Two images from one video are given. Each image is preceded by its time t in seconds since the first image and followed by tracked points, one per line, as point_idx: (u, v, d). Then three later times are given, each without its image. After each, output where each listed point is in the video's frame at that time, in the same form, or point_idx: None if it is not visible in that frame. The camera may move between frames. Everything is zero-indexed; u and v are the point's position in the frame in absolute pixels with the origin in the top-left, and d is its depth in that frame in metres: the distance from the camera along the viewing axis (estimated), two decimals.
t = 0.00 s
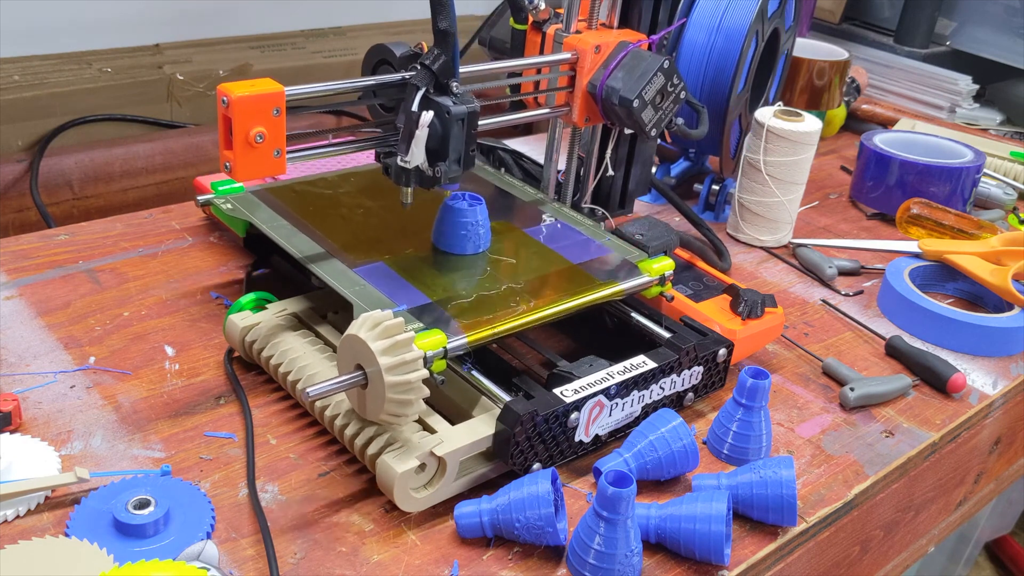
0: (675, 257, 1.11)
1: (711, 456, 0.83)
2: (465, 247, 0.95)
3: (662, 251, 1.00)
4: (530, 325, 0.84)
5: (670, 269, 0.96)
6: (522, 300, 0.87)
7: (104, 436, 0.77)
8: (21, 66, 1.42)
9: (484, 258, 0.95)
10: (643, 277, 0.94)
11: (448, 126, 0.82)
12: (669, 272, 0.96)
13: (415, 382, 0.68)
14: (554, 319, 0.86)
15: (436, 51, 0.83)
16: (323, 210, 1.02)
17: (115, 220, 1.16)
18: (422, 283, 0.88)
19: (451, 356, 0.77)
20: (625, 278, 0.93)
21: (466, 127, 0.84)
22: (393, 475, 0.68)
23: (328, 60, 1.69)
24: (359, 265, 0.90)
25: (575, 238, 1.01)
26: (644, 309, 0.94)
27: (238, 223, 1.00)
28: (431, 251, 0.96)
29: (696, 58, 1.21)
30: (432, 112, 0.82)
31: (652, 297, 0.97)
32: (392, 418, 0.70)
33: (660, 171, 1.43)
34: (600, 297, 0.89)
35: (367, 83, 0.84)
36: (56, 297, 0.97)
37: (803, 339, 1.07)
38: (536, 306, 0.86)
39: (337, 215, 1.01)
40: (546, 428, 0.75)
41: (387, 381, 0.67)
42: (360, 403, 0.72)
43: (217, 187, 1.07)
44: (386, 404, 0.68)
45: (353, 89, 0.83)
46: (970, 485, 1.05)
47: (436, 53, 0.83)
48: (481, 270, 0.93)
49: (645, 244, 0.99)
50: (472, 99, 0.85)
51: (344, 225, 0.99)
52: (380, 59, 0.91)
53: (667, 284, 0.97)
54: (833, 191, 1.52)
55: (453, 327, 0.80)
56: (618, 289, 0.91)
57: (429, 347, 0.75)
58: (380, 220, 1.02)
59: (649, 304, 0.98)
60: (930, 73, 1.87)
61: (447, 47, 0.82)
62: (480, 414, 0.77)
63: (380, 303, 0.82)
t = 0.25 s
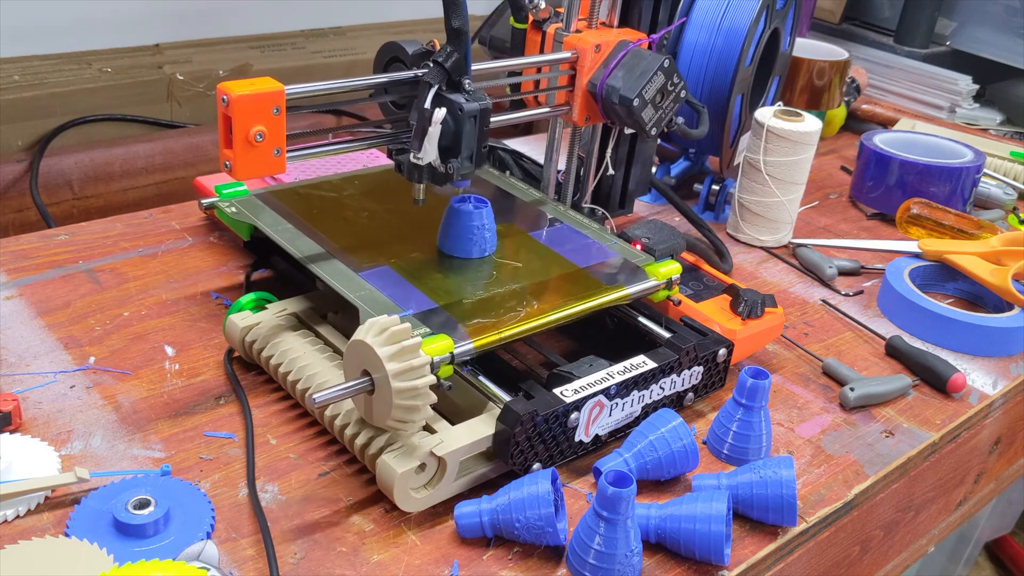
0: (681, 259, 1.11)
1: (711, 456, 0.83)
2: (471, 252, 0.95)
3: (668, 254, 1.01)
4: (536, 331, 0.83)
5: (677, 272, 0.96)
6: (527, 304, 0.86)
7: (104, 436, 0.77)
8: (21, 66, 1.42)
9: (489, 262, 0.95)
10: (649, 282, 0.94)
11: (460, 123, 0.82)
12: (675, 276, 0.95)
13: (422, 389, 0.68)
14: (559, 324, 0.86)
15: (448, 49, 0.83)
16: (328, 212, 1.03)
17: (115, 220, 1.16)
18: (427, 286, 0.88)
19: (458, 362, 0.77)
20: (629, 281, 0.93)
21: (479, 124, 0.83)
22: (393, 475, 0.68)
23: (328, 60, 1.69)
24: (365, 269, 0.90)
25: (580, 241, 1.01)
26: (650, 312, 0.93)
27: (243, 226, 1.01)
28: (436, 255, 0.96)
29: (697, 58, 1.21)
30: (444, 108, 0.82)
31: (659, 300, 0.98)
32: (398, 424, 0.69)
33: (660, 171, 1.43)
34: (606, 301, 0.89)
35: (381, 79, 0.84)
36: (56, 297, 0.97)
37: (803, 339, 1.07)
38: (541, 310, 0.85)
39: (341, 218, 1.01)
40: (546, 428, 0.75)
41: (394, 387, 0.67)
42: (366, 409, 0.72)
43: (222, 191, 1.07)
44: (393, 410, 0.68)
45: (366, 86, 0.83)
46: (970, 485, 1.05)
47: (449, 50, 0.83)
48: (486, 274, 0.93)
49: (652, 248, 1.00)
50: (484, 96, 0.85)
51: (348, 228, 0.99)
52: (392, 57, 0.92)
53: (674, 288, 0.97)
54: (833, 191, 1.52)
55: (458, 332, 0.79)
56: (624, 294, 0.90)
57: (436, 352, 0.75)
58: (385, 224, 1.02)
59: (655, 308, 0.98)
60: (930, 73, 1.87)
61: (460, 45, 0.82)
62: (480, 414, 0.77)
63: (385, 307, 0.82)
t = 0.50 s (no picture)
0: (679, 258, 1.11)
1: (711, 456, 0.83)
2: (469, 250, 0.95)
3: (666, 253, 1.00)
4: (534, 328, 0.83)
5: (675, 271, 0.96)
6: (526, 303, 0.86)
7: (104, 436, 0.77)
8: (21, 66, 1.42)
9: (487, 260, 0.95)
10: (648, 280, 0.94)
11: (471, 120, 0.82)
12: (673, 275, 0.95)
13: (420, 387, 0.68)
14: (557, 323, 0.86)
15: (459, 46, 0.83)
16: (327, 212, 1.02)
17: (115, 220, 1.15)
18: (425, 285, 0.88)
19: (456, 360, 0.77)
20: (628, 280, 0.93)
21: (489, 122, 0.83)
22: (393, 476, 0.68)
23: (328, 60, 1.69)
24: (363, 267, 0.90)
25: (578, 240, 1.01)
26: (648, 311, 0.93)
27: (241, 225, 1.00)
28: (434, 253, 0.96)
29: (696, 58, 1.21)
30: (455, 106, 0.82)
31: (656, 299, 0.97)
32: (397, 422, 0.69)
33: (660, 171, 1.43)
34: (605, 299, 0.89)
35: (392, 77, 0.84)
36: (56, 297, 0.97)
37: (803, 339, 1.07)
38: (539, 309, 0.85)
39: (339, 217, 1.01)
40: (546, 428, 0.75)
41: (391, 385, 0.67)
42: (365, 408, 0.72)
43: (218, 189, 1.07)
44: (391, 408, 0.67)
45: (377, 83, 0.84)
46: (970, 485, 1.05)
47: (459, 48, 0.83)
48: (484, 273, 0.93)
49: (649, 247, 0.99)
50: (495, 94, 0.85)
51: (347, 227, 0.99)
52: (403, 55, 0.94)
53: (672, 287, 0.97)
54: (833, 191, 1.52)
55: (458, 331, 0.80)
56: (623, 291, 0.91)
57: (433, 350, 0.75)
58: (383, 223, 1.02)
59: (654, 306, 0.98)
60: (930, 73, 1.87)
61: (471, 43, 0.83)
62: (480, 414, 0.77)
63: (384, 305, 0.82)
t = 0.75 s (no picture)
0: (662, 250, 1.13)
1: (711, 456, 0.83)
2: (449, 238, 0.95)
3: (644, 241, 1.01)
4: (511, 313, 0.85)
5: (652, 258, 0.98)
6: (506, 290, 0.87)
7: (104, 436, 0.77)
8: (21, 66, 1.41)
9: (468, 248, 0.96)
10: (625, 268, 0.96)
11: (460, 122, 0.82)
12: (650, 262, 0.97)
13: (396, 367, 0.69)
14: (535, 308, 0.87)
15: (449, 47, 0.82)
16: (311, 200, 1.03)
17: (115, 220, 1.15)
18: (406, 271, 0.89)
19: (433, 343, 0.78)
20: (606, 267, 0.95)
21: (479, 123, 0.84)
22: (393, 476, 0.68)
23: (328, 61, 1.69)
24: (344, 253, 0.90)
25: (560, 229, 1.03)
26: (627, 298, 0.95)
27: (226, 213, 1.04)
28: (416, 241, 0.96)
29: (697, 58, 1.21)
30: (445, 107, 0.82)
31: (634, 285, 1.00)
32: (375, 403, 0.70)
33: (660, 171, 1.43)
34: (583, 286, 0.91)
35: (381, 79, 0.84)
36: (56, 297, 0.97)
37: (803, 339, 1.07)
38: (519, 294, 0.86)
39: (325, 206, 1.02)
40: (546, 428, 0.75)
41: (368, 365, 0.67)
42: (343, 389, 0.72)
43: (206, 179, 1.08)
44: (368, 388, 0.68)
45: (366, 84, 0.84)
46: (970, 485, 1.05)
47: (449, 49, 0.82)
48: (467, 260, 0.93)
49: (628, 235, 1.00)
50: (485, 95, 0.85)
51: (332, 215, 1.00)
52: (392, 56, 0.92)
53: (649, 274, 0.99)
54: (833, 191, 1.52)
55: (434, 313, 0.81)
56: (601, 278, 0.93)
57: (411, 333, 0.75)
58: (367, 211, 1.02)
59: (631, 293, 1.00)
60: (930, 73, 1.87)
61: (460, 43, 0.82)
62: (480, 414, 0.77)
63: (364, 290, 0.83)
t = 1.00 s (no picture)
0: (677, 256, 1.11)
1: (711, 456, 0.83)
2: (465, 247, 0.95)
3: (662, 250, 1.00)
4: (530, 325, 0.84)
5: (670, 268, 0.96)
6: (521, 300, 0.87)
7: (104, 436, 0.77)
8: (21, 66, 1.41)
9: (484, 258, 0.96)
10: (643, 277, 0.94)
11: (449, 122, 0.82)
12: (668, 272, 0.96)
13: (415, 382, 0.68)
14: (553, 319, 0.86)
15: (437, 47, 0.82)
16: (323, 209, 1.02)
17: (115, 220, 1.15)
18: (422, 282, 0.89)
19: (450, 356, 0.77)
20: (623, 277, 0.93)
21: (468, 123, 0.83)
22: (393, 475, 0.68)
23: (328, 60, 1.69)
24: (360, 265, 0.90)
25: (575, 237, 1.02)
26: (644, 308, 0.93)
27: (238, 222, 1.01)
28: (430, 250, 0.96)
29: (697, 58, 1.20)
30: (433, 108, 0.82)
31: (652, 296, 0.97)
32: (392, 418, 0.70)
33: (660, 171, 1.43)
34: (599, 297, 0.89)
35: (369, 79, 0.84)
36: (56, 297, 0.97)
37: (803, 339, 1.07)
38: (535, 306, 0.86)
39: (337, 215, 1.01)
40: (546, 428, 0.75)
41: (387, 381, 0.67)
42: (360, 403, 0.72)
43: (217, 187, 1.07)
44: (386, 404, 0.68)
45: (354, 85, 0.83)
46: (970, 485, 1.05)
47: (437, 48, 0.82)
48: (481, 270, 0.93)
49: (646, 244, 0.99)
50: (474, 95, 0.85)
51: (344, 224, 0.99)
52: (381, 56, 0.93)
53: (667, 284, 0.97)
54: (833, 191, 1.52)
55: (452, 327, 0.80)
56: (617, 290, 0.91)
57: (428, 347, 0.75)
58: (380, 220, 1.02)
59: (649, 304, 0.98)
60: (930, 73, 1.87)
61: (449, 43, 0.82)
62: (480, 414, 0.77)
63: (380, 303, 0.83)
